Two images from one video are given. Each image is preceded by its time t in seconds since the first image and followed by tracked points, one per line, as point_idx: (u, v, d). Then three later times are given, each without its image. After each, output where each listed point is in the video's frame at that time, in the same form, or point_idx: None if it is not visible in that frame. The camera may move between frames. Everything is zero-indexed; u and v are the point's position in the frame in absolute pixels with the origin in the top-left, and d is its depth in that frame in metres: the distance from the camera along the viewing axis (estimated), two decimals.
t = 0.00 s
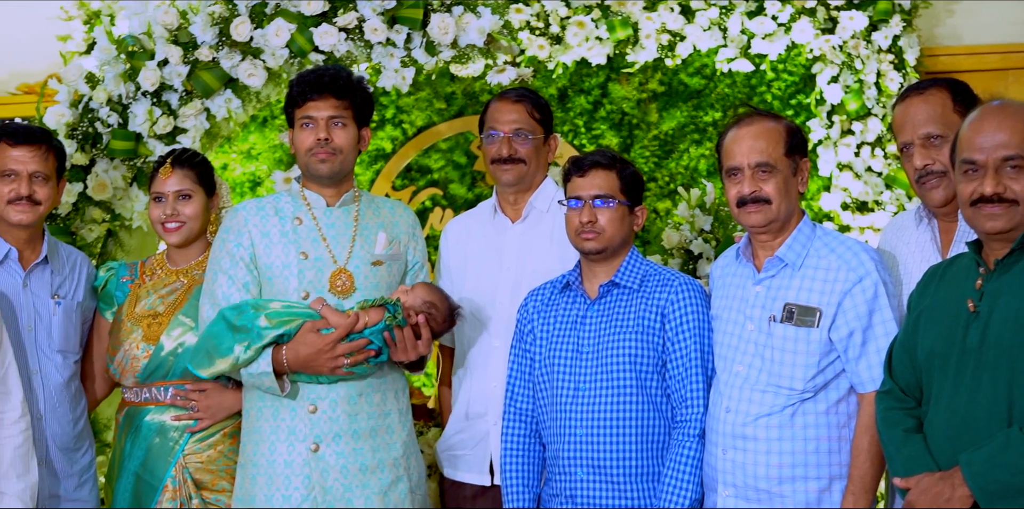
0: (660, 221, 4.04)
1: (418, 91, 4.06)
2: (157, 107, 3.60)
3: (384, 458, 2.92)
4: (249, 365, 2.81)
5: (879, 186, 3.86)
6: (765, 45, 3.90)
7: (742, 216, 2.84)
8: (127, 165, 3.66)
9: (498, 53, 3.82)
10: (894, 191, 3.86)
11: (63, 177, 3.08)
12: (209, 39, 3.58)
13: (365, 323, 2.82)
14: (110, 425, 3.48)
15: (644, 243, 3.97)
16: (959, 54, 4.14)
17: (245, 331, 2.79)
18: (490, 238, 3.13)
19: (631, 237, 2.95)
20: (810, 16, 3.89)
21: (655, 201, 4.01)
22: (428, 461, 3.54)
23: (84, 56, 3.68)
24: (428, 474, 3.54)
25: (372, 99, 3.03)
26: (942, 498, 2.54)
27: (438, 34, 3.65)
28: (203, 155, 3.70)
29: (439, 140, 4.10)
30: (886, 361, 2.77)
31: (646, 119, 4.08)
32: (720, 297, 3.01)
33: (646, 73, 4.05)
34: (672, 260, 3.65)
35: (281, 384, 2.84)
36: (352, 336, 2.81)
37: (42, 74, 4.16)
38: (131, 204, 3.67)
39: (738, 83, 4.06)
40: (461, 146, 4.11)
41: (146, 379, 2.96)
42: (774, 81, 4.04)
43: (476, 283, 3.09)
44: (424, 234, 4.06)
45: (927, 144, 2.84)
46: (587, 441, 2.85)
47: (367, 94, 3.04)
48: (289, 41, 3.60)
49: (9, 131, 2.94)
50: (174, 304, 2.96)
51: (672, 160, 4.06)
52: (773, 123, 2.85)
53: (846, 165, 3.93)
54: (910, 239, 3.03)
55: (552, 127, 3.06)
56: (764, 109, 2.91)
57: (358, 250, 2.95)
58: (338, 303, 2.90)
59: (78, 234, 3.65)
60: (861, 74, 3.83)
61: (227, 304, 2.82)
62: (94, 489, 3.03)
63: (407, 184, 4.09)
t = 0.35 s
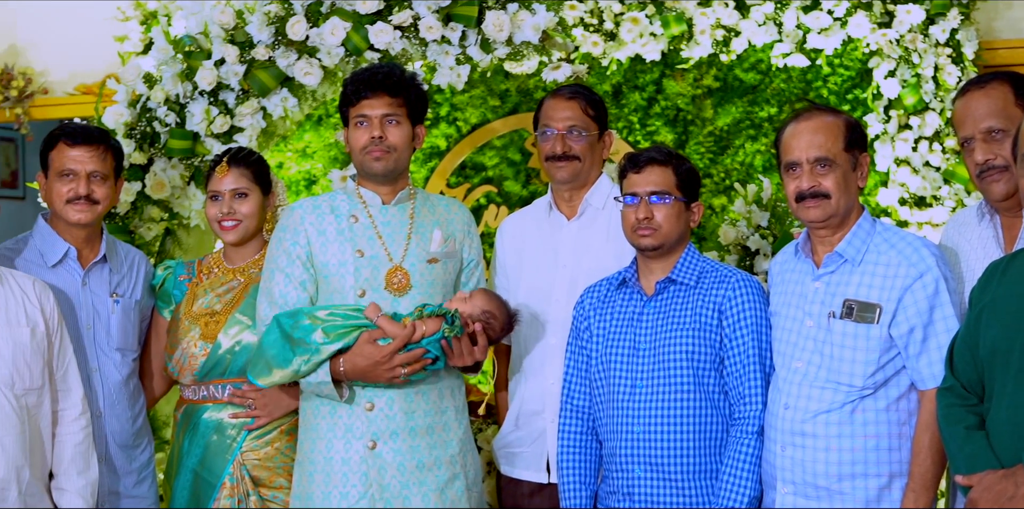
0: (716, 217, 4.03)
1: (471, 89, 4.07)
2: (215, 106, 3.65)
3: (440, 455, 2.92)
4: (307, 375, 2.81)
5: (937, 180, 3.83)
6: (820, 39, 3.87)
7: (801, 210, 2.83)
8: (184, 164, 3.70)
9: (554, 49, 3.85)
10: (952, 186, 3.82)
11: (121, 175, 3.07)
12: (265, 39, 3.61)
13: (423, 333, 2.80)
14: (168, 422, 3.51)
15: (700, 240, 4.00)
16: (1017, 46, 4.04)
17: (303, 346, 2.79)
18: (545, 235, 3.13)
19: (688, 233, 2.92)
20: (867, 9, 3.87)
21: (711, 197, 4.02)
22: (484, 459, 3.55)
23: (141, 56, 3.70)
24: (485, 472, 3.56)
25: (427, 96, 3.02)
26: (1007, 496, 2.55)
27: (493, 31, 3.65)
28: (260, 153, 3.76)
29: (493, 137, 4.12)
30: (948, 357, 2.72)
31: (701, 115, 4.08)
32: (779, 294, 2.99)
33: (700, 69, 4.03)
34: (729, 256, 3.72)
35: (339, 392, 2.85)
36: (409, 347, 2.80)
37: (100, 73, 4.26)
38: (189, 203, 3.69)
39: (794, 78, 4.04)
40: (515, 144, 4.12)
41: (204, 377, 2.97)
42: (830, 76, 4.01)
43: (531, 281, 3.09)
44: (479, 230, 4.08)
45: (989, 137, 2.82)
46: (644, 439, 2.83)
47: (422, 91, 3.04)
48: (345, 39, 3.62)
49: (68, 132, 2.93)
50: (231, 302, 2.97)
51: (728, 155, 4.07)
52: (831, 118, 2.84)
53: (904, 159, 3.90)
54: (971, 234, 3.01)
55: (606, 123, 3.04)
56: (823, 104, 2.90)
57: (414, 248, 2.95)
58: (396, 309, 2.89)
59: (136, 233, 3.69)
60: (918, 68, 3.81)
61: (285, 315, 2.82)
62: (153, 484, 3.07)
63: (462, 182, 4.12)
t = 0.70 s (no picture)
0: (771, 213, 4.16)
1: (525, 87, 4.23)
2: (270, 106, 3.66)
3: (496, 454, 2.91)
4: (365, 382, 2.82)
5: (994, 176, 3.84)
6: (875, 35, 3.85)
7: (860, 207, 2.82)
8: (241, 164, 3.70)
9: (607, 47, 3.77)
10: (1010, 181, 3.83)
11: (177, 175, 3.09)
12: (320, 38, 3.63)
13: (479, 344, 2.78)
14: (225, 420, 3.53)
15: (755, 237, 4.15)
16: None
17: (360, 355, 2.78)
18: (600, 232, 3.12)
19: (744, 230, 2.90)
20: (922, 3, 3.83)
21: (766, 194, 4.16)
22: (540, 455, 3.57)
23: (197, 57, 3.70)
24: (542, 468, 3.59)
25: (478, 94, 3.00)
26: None
27: (547, 29, 3.58)
28: (317, 152, 3.77)
29: (547, 134, 4.27)
30: (1010, 354, 2.66)
31: (756, 111, 4.23)
32: (837, 291, 2.97)
33: (755, 65, 4.18)
34: (785, 252, 3.82)
35: (396, 397, 2.85)
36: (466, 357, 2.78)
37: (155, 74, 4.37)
38: (245, 202, 3.72)
39: (849, 73, 4.18)
40: (569, 141, 4.28)
41: (260, 375, 2.98)
42: (886, 71, 4.12)
43: (586, 278, 3.09)
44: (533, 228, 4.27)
45: None
46: (701, 437, 2.80)
47: (473, 89, 3.02)
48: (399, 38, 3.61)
49: (124, 132, 2.95)
50: (286, 300, 2.98)
51: (783, 152, 4.21)
52: (890, 113, 2.82)
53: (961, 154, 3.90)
54: None
55: (660, 120, 3.03)
56: (883, 99, 2.89)
57: (468, 246, 2.94)
58: (452, 313, 2.87)
59: (193, 232, 3.70)
60: (975, 62, 3.79)
61: (342, 323, 2.81)
62: (211, 482, 3.09)
63: (516, 179, 4.29)
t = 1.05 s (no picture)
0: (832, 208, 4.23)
1: (584, 83, 4.32)
2: (331, 104, 3.69)
3: (557, 449, 2.91)
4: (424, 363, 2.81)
5: None
6: (937, 28, 3.81)
7: (925, 201, 2.80)
8: (301, 162, 3.75)
9: (667, 42, 3.79)
10: None
11: (238, 174, 3.10)
12: (380, 36, 3.63)
13: (540, 323, 2.77)
14: (287, 417, 3.56)
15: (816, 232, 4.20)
16: None
17: (421, 331, 2.79)
18: (660, 228, 3.11)
19: (807, 226, 2.88)
20: None
21: (827, 190, 4.22)
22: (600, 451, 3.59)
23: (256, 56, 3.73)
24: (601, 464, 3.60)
25: (540, 90, 3.00)
26: None
27: (606, 25, 3.56)
28: (376, 149, 3.79)
29: (606, 131, 4.35)
30: None
31: (816, 106, 4.25)
32: (902, 286, 2.94)
33: (815, 60, 4.19)
34: (848, 248, 3.85)
35: (457, 382, 2.83)
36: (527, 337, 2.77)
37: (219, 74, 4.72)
38: (305, 200, 3.75)
39: (911, 67, 4.15)
40: (628, 137, 4.35)
41: (321, 372, 2.99)
42: (948, 65, 4.09)
43: (645, 275, 3.09)
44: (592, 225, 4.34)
45: None
46: (764, 433, 2.78)
47: (535, 85, 3.02)
48: (458, 35, 3.59)
49: (187, 130, 2.96)
50: (347, 297, 2.99)
51: (844, 147, 4.24)
52: (955, 107, 2.80)
53: None
54: None
55: (720, 116, 3.01)
56: (947, 93, 2.87)
57: (528, 242, 2.94)
58: (512, 302, 2.88)
59: (255, 230, 3.74)
60: None
61: (402, 303, 2.83)
62: (273, 477, 3.10)
63: (574, 175, 4.37)
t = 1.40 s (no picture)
0: (889, 203, 4.24)
1: (638, 79, 4.44)
2: (386, 100, 3.71)
3: (614, 444, 2.91)
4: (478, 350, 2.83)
5: None
6: (996, 20, 3.69)
7: (985, 195, 2.77)
8: (357, 158, 3.79)
9: (721, 36, 3.77)
10: None
11: (295, 169, 3.08)
12: (434, 31, 3.63)
13: (595, 311, 2.77)
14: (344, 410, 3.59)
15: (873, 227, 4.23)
16: None
17: (475, 316, 2.81)
18: (715, 223, 3.11)
19: (865, 220, 2.86)
20: None
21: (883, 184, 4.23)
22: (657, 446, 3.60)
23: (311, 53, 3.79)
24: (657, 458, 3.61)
25: (594, 85, 2.96)
26: None
27: (661, 19, 3.51)
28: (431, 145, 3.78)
29: (660, 125, 4.45)
30: None
31: (872, 100, 4.28)
32: (962, 282, 2.91)
33: (871, 53, 4.22)
34: (906, 243, 3.81)
35: (509, 371, 2.83)
36: (582, 324, 2.76)
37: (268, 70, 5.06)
38: (361, 195, 3.76)
39: (969, 60, 4.14)
40: (682, 132, 4.43)
41: (376, 366, 3.00)
42: (1006, 57, 4.07)
43: (700, 270, 3.08)
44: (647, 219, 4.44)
45: None
46: (822, 429, 2.77)
47: (589, 80, 2.97)
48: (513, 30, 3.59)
49: (243, 127, 2.94)
50: (401, 292, 2.99)
51: (901, 141, 4.25)
52: (1017, 100, 2.77)
53: None
54: None
55: (775, 110, 2.99)
56: (1009, 85, 2.84)
57: (584, 237, 2.94)
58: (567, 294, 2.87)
59: (311, 225, 3.78)
60: None
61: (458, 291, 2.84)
62: (330, 471, 3.13)
63: (629, 171, 4.50)
